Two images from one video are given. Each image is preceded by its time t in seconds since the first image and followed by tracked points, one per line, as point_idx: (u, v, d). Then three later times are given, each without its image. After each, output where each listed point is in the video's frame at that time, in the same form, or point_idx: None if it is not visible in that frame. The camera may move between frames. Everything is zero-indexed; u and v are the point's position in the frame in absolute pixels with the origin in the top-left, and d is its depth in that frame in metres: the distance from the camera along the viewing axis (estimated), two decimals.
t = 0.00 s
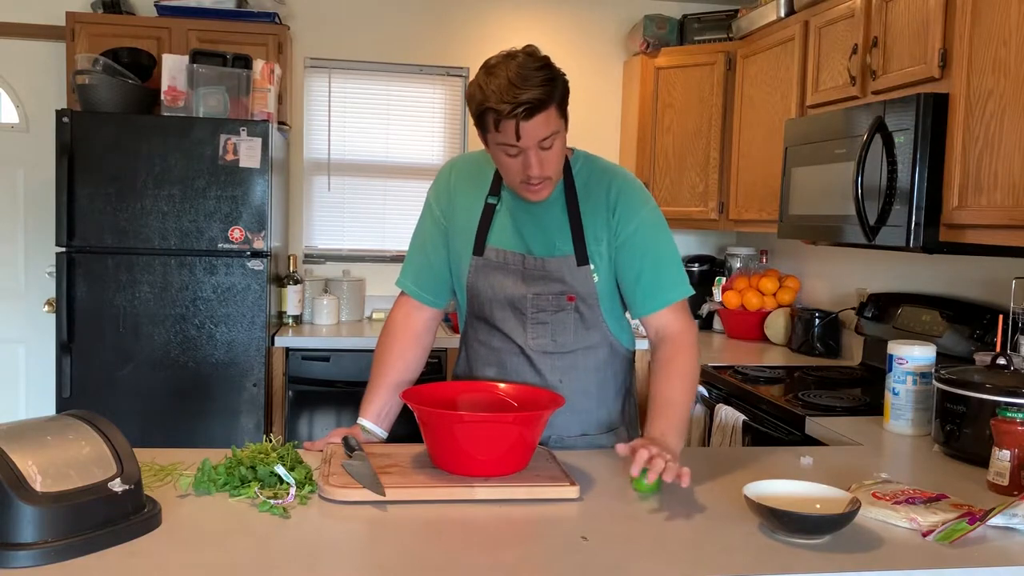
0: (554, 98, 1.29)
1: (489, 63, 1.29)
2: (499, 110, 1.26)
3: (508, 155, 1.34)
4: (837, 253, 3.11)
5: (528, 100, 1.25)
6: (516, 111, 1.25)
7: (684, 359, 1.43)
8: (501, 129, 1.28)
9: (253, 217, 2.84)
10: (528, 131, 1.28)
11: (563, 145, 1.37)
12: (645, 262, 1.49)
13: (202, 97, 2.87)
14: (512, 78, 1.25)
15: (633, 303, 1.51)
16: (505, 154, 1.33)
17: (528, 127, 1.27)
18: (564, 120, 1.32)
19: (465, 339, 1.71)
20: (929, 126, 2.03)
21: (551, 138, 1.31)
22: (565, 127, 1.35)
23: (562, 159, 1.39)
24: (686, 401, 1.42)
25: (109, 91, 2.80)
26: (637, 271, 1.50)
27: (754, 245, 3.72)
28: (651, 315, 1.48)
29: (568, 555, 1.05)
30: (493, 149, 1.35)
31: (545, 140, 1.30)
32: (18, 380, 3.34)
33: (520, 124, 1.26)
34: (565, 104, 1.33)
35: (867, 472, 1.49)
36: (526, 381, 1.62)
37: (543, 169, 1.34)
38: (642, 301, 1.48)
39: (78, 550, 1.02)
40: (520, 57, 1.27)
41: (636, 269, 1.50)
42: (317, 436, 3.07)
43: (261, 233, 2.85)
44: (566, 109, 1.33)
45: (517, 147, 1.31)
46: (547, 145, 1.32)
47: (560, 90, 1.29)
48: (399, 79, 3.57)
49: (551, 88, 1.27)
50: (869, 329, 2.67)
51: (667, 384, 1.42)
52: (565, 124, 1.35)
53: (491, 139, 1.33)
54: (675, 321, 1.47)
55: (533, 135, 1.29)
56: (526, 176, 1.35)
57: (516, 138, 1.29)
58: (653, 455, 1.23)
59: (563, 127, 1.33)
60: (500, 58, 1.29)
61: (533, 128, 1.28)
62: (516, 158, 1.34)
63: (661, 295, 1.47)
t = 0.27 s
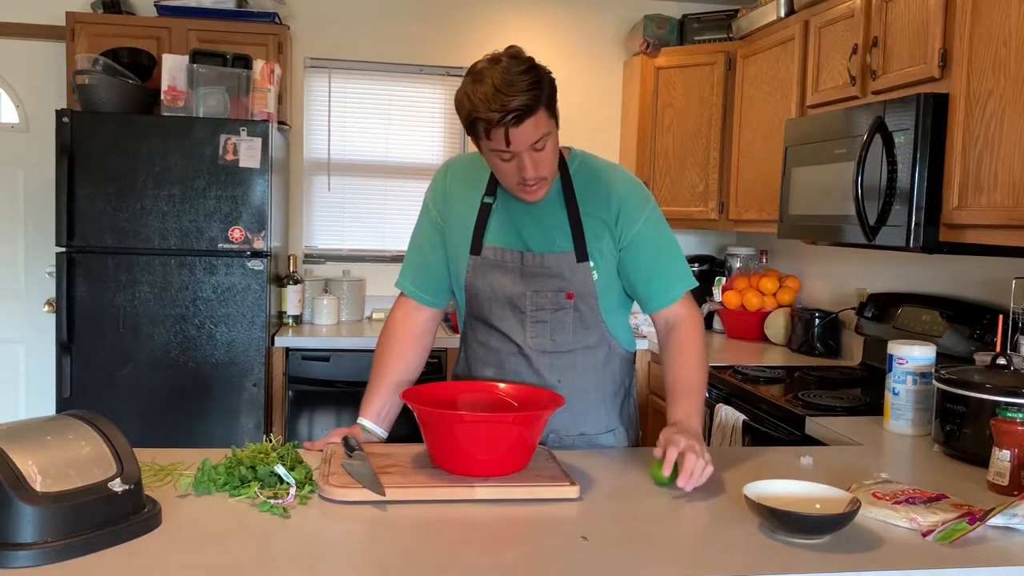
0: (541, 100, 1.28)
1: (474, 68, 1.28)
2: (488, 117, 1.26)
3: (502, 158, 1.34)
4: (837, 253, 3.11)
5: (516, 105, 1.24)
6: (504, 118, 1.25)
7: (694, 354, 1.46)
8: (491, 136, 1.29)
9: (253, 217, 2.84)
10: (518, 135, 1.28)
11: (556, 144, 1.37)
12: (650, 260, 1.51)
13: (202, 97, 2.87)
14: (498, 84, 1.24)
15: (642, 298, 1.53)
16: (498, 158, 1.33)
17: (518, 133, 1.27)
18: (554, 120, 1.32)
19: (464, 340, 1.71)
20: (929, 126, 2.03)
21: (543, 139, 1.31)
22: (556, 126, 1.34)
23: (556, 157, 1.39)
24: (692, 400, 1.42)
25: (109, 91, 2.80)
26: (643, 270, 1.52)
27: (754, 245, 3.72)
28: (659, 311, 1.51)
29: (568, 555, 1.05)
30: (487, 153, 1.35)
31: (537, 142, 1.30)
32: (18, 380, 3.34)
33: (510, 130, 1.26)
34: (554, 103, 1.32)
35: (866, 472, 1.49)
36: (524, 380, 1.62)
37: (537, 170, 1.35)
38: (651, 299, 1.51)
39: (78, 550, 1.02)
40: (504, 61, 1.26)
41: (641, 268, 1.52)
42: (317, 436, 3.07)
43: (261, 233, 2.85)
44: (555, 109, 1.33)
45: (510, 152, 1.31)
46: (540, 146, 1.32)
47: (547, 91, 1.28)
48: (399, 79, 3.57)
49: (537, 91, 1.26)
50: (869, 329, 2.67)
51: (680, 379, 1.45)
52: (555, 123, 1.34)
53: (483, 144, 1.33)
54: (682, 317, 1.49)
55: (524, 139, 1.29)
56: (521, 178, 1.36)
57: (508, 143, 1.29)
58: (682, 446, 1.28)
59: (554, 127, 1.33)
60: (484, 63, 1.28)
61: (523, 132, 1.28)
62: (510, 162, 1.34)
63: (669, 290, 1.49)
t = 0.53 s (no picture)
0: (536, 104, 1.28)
1: (470, 74, 1.28)
2: (482, 124, 1.25)
3: (498, 164, 1.35)
4: (837, 253, 3.11)
5: (510, 111, 1.24)
6: (498, 124, 1.25)
7: (683, 347, 1.48)
8: (486, 142, 1.29)
9: (253, 217, 2.84)
10: (513, 141, 1.28)
11: (553, 147, 1.37)
12: (649, 261, 1.52)
13: (202, 97, 2.87)
14: (492, 90, 1.24)
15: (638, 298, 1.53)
16: (494, 162, 1.34)
17: (513, 138, 1.27)
18: (550, 123, 1.32)
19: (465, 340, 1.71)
20: (929, 127, 2.03)
21: (538, 143, 1.31)
22: (552, 129, 1.34)
23: (554, 159, 1.39)
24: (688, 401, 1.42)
25: (109, 91, 2.80)
26: (642, 270, 1.52)
27: (754, 245, 3.72)
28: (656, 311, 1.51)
29: (568, 555, 1.05)
30: (483, 157, 1.35)
31: (532, 146, 1.30)
32: (18, 380, 3.34)
33: (504, 136, 1.26)
34: (550, 106, 1.31)
35: (866, 472, 1.49)
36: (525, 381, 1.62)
37: (534, 174, 1.35)
38: (649, 299, 1.51)
39: (78, 550, 1.02)
40: (498, 65, 1.26)
41: (641, 269, 1.52)
42: (317, 436, 3.07)
43: (261, 233, 2.85)
44: (551, 112, 1.32)
45: (505, 157, 1.31)
46: (535, 150, 1.32)
47: (542, 95, 1.27)
48: (399, 79, 3.57)
49: (532, 95, 1.26)
50: (869, 329, 2.66)
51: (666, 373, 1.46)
52: (551, 126, 1.34)
53: (479, 149, 1.33)
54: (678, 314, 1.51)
55: (518, 144, 1.29)
56: (519, 181, 1.36)
57: (503, 148, 1.29)
58: (651, 455, 1.26)
59: (550, 130, 1.33)
60: (478, 68, 1.28)
61: (518, 137, 1.27)
62: (506, 166, 1.34)
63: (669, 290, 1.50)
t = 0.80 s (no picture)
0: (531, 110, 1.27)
1: (465, 78, 1.28)
2: (476, 131, 1.26)
3: (495, 169, 1.35)
4: (837, 253, 3.11)
5: (504, 120, 1.24)
6: (492, 132, 1.25)
7: (689, 347, 1.44)
8: (481, 149, 1.29)
9: (253, 217, 2.84)
10: (507, 148, 1.28)
11: (548, 152, 1.37)
12: (647, 259, 1.50)
13: (202, 97, 2.87)
14: (486, 97, 1.24)
15: (636, 299, 1.52)
16: (490, 168, 1.34)
17: (507, 145, 1.27)
18: (545, 129, 1.32)
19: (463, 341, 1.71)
20: (929, 127, 2.03)
21: (533, 149, 1.32)
22: (547, 134, 1.34)
23: (550, 163, 1.40)
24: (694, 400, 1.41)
25: (109, 91, 2.80)
26: (640, 269, 1.51)
27: (754, 245, 3.72)
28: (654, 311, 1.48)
29: (569, 555, 1.05)
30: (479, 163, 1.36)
31: (527, 152, 1.31)
32: (18, 380, 3.34)
33: (498, 143, 1.26)
34: (546, 111, 1.31)
35: (867, 473, 1.49)
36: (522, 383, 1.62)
37: (529, 180, 1.36)
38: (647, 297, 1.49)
39: (78, 550, 1.02)
40: (494, 70, 1.25)
41: (638, 267, 1.51)
42: (317, 436, 3.07)
43: (260, 233, 2.85)
44: (547, 117, 1.32)
45: (501, 164, 1.31)
46: (530, 157, 1.32)
47: (537, 101, 1.27)
48: (399, 79, 3.57)
49: (526, 102, 1.25)
50: (869, 329, 2.66)
51: (673, 372, 1.42)
52: (547, 131, 1.34)
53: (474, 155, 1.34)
54: (680, 314, 1.48)
55: (513, 151, 1.29)
56: (515, 187, 1.37)
57: (497, 156, 1.29)
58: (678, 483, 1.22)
59: (545, 136, 1.33)
60: (474, 73, 1.27)
61: (512, 145, 1.28)
62: (501, 171, 1.35)
63: (665, 290, 1.47)
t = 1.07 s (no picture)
0: (516, 129, 1.26)
1: (449, 98, 1.25)
2: (462, 156, 1.25)
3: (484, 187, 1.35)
4: (837, 253, 3.11)
5: (488, 146, 1.23)
6: (477, 158, 1.24)
7: (699, 346, 1.43)
8: (469, 172, 1.29)
9: (253, 217, 2.84)
10: (495, 171, 1.28)
11: (538, 165, 1.36)
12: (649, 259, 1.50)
13: (202, 97, 2.87)
14: (470, 121, 1.22)
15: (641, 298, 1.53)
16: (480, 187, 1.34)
17: (494, 167, 1.27)
18: (533, 145, 1.31)
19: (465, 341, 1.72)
20: (929, 126, 2.03)
21: (521, 167, 1.31)
22: (535, 149, 1.33)
23: (541, 174, 1.39)
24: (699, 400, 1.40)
25: (109, 91, 2.80)
26: (643, 269, 1.51)
27: (754, 245, 3.72)
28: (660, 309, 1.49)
29: (569, 555, 1.05)
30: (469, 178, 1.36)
31: (515, 172, 1.31)
32: (17, 380, 3.34)
33: (485, 168, 1.26)
34: (532, 126, 1.30)
35: (866, 473, 1.49)
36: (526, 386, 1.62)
37: (520, 196, 1.36)
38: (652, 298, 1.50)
39: (78, 550, 1.02)
40: (477, 89, 1.22)
41: (641, 267, 1.51)
42: (317, 436, 3.07)
43: (260, 233, 2.85)
44: (533, 132, 1.31)
45: (490, 184, 1.32)
46: (519, 174, 1.32)
47: (521, 120, 1.26)
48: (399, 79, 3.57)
49: (511, 123, 1.24)
50: (869, 329, 2.66)
51: (682, 371, 1.42)
52: (535, 145, 1.33)
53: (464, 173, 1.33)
54: (688, 311, 1.48)
55: (501, 172, 1.29)
56: (505, 203, 1.37)
57: (486, 178, 1.30)
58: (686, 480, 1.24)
59: (533, 152, 1.32)
60: (458, 92, 1.25)
61: (500, 167, 1.28)
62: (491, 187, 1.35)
63: (670, 289, 1.48)
